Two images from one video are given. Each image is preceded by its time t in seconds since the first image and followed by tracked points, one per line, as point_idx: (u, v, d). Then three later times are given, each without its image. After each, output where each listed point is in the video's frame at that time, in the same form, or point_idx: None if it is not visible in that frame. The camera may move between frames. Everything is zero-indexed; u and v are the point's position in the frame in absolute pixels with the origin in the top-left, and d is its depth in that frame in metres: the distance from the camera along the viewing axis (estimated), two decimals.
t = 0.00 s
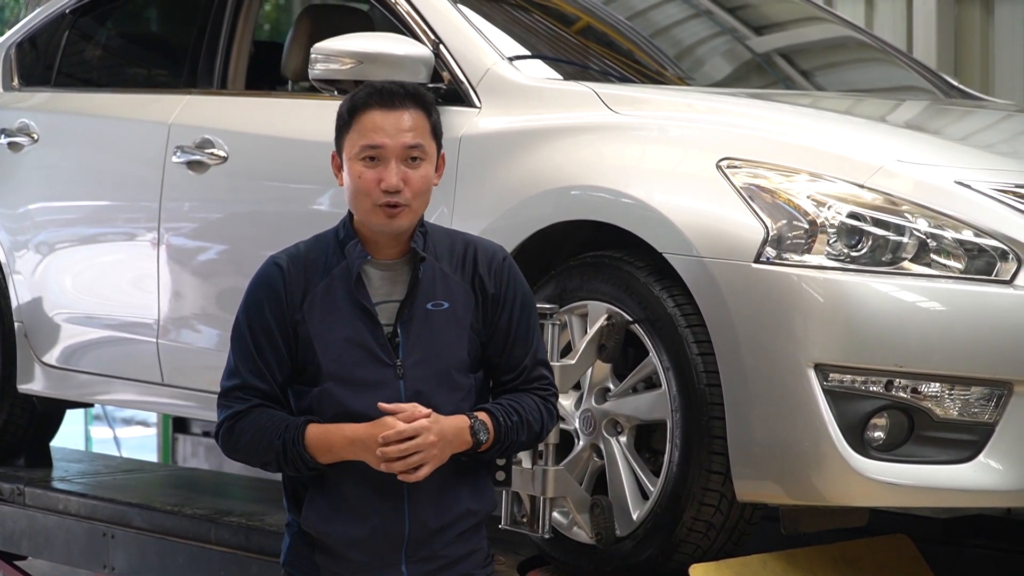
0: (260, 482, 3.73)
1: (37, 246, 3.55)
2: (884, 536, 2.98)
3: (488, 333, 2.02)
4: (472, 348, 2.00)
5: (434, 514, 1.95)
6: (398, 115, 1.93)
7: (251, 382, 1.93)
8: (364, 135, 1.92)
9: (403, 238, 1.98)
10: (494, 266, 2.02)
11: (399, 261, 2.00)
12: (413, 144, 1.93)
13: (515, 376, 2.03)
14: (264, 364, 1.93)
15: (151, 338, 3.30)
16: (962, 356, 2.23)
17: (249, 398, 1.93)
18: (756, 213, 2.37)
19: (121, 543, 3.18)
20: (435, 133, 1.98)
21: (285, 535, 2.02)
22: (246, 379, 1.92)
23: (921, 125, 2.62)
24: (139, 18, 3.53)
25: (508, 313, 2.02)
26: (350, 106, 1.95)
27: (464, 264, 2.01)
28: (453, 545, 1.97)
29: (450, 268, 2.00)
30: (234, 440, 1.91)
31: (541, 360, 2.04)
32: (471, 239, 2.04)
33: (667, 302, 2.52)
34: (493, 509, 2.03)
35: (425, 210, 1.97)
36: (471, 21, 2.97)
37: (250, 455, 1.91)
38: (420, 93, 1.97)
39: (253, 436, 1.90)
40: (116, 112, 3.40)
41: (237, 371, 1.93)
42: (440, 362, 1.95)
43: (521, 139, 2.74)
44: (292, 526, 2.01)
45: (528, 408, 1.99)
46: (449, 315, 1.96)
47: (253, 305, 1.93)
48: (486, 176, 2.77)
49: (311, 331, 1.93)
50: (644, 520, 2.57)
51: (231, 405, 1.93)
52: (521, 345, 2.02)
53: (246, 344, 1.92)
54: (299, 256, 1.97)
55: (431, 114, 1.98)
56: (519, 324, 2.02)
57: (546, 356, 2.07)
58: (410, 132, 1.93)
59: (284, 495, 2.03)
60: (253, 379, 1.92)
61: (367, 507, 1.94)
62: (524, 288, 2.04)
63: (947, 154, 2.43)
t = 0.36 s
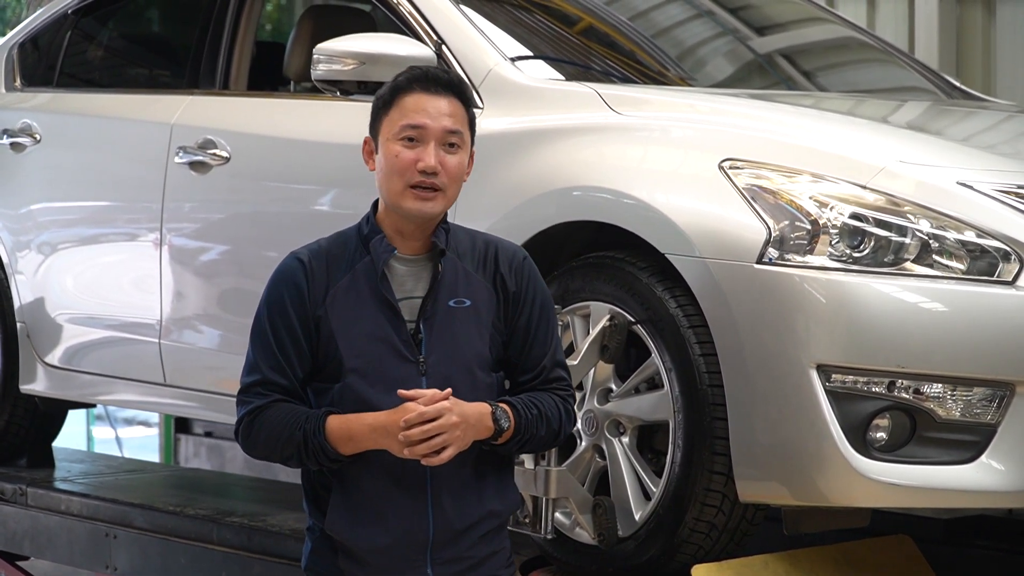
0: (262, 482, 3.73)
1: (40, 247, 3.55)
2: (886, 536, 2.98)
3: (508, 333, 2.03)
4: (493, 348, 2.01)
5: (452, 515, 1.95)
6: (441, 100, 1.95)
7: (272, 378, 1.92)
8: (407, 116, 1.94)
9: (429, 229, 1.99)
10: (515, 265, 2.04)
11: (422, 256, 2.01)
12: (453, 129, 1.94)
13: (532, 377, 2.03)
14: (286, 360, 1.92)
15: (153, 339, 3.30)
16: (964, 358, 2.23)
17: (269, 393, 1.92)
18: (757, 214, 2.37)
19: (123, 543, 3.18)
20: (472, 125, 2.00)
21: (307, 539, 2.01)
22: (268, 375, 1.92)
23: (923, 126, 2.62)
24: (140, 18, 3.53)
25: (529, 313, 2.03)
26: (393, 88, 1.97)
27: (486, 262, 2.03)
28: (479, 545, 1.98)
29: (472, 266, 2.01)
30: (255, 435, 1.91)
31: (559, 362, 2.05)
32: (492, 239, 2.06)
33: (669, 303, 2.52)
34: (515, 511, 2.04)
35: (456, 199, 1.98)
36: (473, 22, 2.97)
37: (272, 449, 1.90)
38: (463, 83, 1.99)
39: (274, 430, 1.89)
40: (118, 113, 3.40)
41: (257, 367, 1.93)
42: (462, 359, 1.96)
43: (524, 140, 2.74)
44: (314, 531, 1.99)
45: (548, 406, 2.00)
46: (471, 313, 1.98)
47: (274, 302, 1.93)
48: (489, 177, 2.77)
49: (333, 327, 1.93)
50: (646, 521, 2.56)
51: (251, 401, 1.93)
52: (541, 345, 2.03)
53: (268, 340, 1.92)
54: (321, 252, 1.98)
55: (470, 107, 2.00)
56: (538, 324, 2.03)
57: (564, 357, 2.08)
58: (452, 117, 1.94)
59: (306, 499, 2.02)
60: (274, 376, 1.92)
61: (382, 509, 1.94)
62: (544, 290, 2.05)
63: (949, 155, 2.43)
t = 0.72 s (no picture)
0: (260, 483, 3.73)
1: (39, 247, 3.55)
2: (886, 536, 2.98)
3: (520, 333, 2.05)
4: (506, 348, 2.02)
5: (459, 516, 1.95)
6: (454, 100, 1.95)
7: (286, 378, 1.91)
8: (420, 116, 1.94)
9: (443, 229, 1.99)
10: (528, 267, 2.05)
11: (435, 255, 2.01)
12: (467, 129, 1.94)
13: (547, 377, 2.05)
14: (301, 360, 1.92)
15: (153, 339, 3.30)
16: (964, 358, 2.23)
17: (285, 393, 1.91)
18: (757, 214, 2.37)
19: (123, 544, 3.18)
20: (485, 125, 2.00)
21: (318, 540, 2.02)
22: (282, 375, 1.91)
23: (922, 126, 2.62)
24: (139, 19, 3.53)
25: (542, 313, 2.04)
26: (405, 88, 1.97)
27: (500, 262, 2.03)
28: (490, 547, 1.98)
29: (486, 266, 2.02)
30: (272, 436, 1.90)
31: (571, 362, 2.07)
32: (504, 240, 2.07)
33: (669, 304, 2.52)
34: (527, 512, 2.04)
35: (470, 199, 1.98)
36: (472, 22, 2.97)
37: (290, 449, 1.90)
38: (476, 83, 1.99)
39: (292, 430, 1.89)
40: (117, 113, 3.40)
41: (272, 367, 1.92)
42: (478, 359, 1.96)
43: (523, 140, 2.74)
44: (325, 532, 2.00)
45: (563, 406, 2.01)
46: (486, 313, 1.98)
47: (290, 301, 1.92)
48: (490, 177, 2.77)
49: (348, 325, 1.93)
50: (645, 521, 2.56)
51: (267, 401, 1.92)
52: (554, 345, 2.05)
53: (283, 340, 1.91)
54: (335, 251, 1.97)
55: (482, 107, 2.00)
56: (551, 324, 2.04)
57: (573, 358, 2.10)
58: (465, 118, 1.94)
59: (317, 499, 2.03)
60: (289, 376, 1.91)
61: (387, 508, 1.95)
62: (556, 291, 2.07)
63: (949, 155, 2.43)
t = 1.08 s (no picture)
0: (259, 484, 3.73)
1: (38, 249, 3.55)
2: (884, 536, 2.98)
3: (522, 328, 2.02)
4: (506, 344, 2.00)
5: (458, 516, 1.94)
6: (439, 106, 1.94)
7: (280, 376, 1.92)
8: (406, 126, 1.93)
9: (438, 230, 1.99)
10: (527, 261, 2.02)
11: (431, 255, 2.01)
12: (454, 135, 1.93)
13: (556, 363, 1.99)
14: (295, 359, 1.93)
15: (153, 340, 3.30)
16: (963, 358, 2.23)
17: (279, 391, 1.92)
18: (756, 215, 2.37)
19: (123, 545, 3.17)
20: (474, 125, 1.99)
21: (319, 539, 2.03)
22: (276, 373, 1.92)
23: (922, 127, 2.62)
24: (138, 20, 3.53)
25: (545, 303, 2.01)
26: (391, 96, 1.96)
27: (497, 259, 2.02)
28: (490, 547, 1.97)
29: (483, 264, 2.00)
30: (264, 433, 1.91)
31: (582, 349, 2.02)
32: (502, 235, 2.05)
33: (668, 304, 2.52)
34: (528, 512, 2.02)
35: (463, 201, 1.98)
36: (471, 23, 2.97)
37: (283, 446, 1.90)
38: (461, 85, 1.97)
39: (283, 427, 1.89)
40: (116, 114, 3.40)
41: (267, 365, 1.93)
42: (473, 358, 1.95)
43: (522, 141, 2.74)
44: (326, 530, 2.01)
45: (578, 384, 1.96)
46: (483, 310, 1.97)
47: (285, 300, 1.93)
48: (489, 177, 2.77)
49: (342, 324, 1.94)
50: (645, 522, 2.56)
51: (261, 399, 1.93)
52: (560, 332, 2.01)
53: (278, 339, 1.92)
54: (332, 249, 1.98)
55: (470, 107, 1.99)
56: (553, 315, 2.01)
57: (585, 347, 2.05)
58: (452, 123, 1.93)
59: (318, 498, 2.04)
60: (282, 374, 1.92)
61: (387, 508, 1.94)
62: (560, 281, 2.03)
63: (948, 156, 2.43)
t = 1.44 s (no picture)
0: (261, 485, 3.73)
1: (40, 250, 3.55)
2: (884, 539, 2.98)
3: (515, 330, 2.00)
4: (497, 346, 1.99)
5: (456, 516, 1.95)
6: (418, 107, 1.94)
7: (276, 378, 1.95)
8: (385, 128, 1.94)
9: (428, 232, 1.99)
10: (520, 261, 2.00)
11: (423, 258, 2.02)
12: (434, 135, 1.93)
13: (542, 369, 1.98)
14: (290, 362, 1.96)
15: (154, 341, 3.30)
16: (966, 359, 2.23)
17: (274, 394, 1.95)
18: (759, 217, 2.37)
19: (125, 546, 3.17)
20: (457, 125, 1.99)
21: (319, 538, 2.05)
22: (271, 376, 1.94)
23: (924, 128, 2.62)
24: (140, 21, 3.53)
25: (537, 304, 1.99)
26: (371, 100, 1.97)
27: (492, 259, 2.01)
28: (484, 547, 1.96)
29: (476, 264, 2.00)
30: (260, 435, 1.94)
31: (572, 352, 1.99)
32: (499, 236, 2.04)
33: (670, 305, 2.52)
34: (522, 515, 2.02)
35: (450, 201, 1.97)
36: (473, 25, 2.97)
37: (275, 448, 1.92)
38: (441, 85, 1.98)
39: (275, 428, 1.92)
40: (119, 116, 3.40)
41: (263, 368, 1.96)
42: (464, 360, 1.95)
43: (524, 143, 2.74)
44: (324, 529, 2.03)
45: (558, 395, 1.93)
46: (475, 311, 1.96)
47: (280, 305, 1.96)
48: (490, 178, 2.77)
49: (334, 327, 1.95)
50: (647, 524, 2.56)
51: (258, 401, 1.96)
52: (549, 336, 1.98)
53: (273, 343, 1.95)
54: (327, 253, 2.00)
55: (453, 107, 1.99)
56: (545, 317, 1.98)
57: (580, 349, 2.01)
58: (430, 123, 1.93)
59: (318, 498, 2.06)
60: (278, 377, 1.95)
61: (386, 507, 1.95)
62: (555, 283, 2.01)
63: (950, 157, 2.42)
